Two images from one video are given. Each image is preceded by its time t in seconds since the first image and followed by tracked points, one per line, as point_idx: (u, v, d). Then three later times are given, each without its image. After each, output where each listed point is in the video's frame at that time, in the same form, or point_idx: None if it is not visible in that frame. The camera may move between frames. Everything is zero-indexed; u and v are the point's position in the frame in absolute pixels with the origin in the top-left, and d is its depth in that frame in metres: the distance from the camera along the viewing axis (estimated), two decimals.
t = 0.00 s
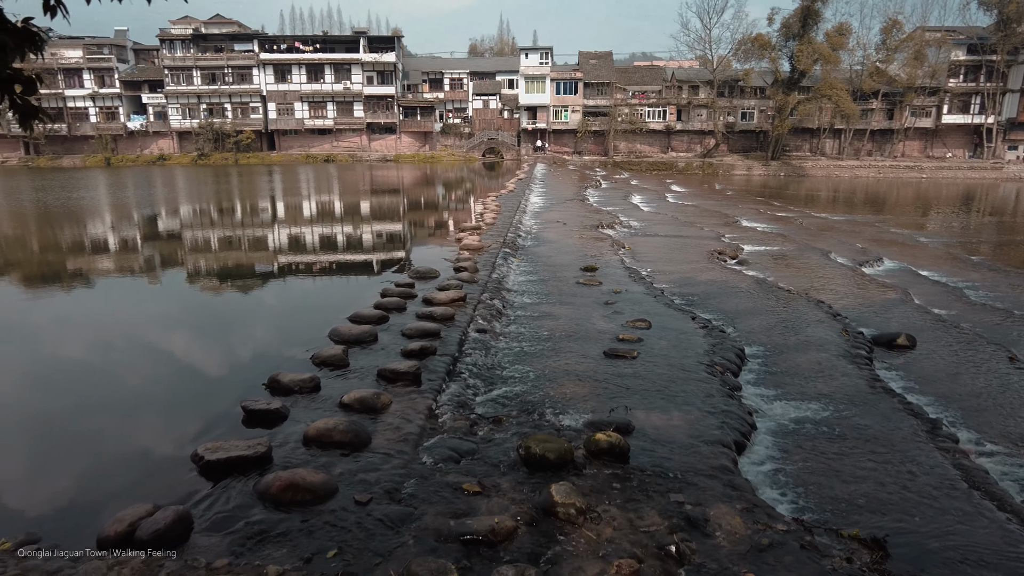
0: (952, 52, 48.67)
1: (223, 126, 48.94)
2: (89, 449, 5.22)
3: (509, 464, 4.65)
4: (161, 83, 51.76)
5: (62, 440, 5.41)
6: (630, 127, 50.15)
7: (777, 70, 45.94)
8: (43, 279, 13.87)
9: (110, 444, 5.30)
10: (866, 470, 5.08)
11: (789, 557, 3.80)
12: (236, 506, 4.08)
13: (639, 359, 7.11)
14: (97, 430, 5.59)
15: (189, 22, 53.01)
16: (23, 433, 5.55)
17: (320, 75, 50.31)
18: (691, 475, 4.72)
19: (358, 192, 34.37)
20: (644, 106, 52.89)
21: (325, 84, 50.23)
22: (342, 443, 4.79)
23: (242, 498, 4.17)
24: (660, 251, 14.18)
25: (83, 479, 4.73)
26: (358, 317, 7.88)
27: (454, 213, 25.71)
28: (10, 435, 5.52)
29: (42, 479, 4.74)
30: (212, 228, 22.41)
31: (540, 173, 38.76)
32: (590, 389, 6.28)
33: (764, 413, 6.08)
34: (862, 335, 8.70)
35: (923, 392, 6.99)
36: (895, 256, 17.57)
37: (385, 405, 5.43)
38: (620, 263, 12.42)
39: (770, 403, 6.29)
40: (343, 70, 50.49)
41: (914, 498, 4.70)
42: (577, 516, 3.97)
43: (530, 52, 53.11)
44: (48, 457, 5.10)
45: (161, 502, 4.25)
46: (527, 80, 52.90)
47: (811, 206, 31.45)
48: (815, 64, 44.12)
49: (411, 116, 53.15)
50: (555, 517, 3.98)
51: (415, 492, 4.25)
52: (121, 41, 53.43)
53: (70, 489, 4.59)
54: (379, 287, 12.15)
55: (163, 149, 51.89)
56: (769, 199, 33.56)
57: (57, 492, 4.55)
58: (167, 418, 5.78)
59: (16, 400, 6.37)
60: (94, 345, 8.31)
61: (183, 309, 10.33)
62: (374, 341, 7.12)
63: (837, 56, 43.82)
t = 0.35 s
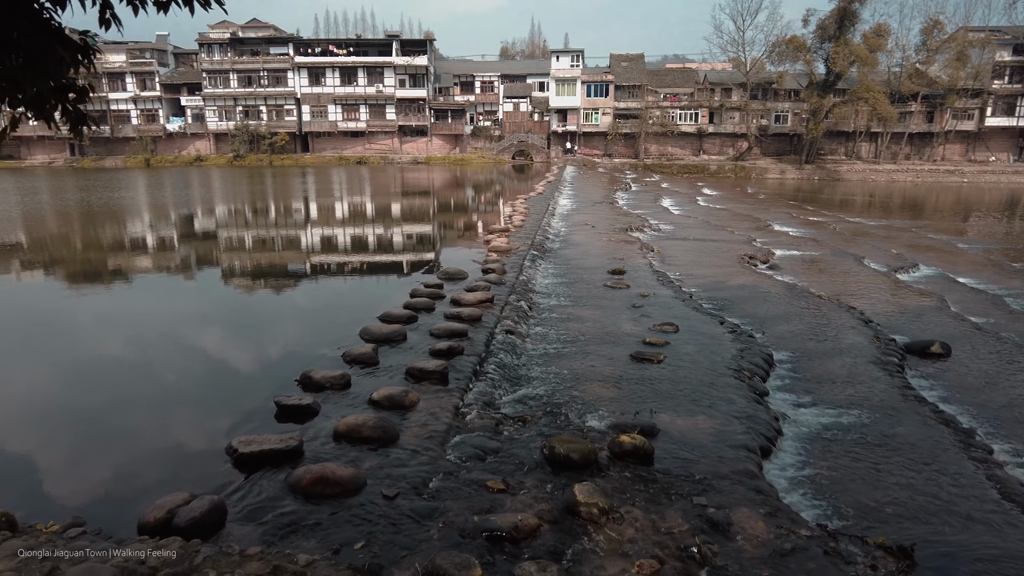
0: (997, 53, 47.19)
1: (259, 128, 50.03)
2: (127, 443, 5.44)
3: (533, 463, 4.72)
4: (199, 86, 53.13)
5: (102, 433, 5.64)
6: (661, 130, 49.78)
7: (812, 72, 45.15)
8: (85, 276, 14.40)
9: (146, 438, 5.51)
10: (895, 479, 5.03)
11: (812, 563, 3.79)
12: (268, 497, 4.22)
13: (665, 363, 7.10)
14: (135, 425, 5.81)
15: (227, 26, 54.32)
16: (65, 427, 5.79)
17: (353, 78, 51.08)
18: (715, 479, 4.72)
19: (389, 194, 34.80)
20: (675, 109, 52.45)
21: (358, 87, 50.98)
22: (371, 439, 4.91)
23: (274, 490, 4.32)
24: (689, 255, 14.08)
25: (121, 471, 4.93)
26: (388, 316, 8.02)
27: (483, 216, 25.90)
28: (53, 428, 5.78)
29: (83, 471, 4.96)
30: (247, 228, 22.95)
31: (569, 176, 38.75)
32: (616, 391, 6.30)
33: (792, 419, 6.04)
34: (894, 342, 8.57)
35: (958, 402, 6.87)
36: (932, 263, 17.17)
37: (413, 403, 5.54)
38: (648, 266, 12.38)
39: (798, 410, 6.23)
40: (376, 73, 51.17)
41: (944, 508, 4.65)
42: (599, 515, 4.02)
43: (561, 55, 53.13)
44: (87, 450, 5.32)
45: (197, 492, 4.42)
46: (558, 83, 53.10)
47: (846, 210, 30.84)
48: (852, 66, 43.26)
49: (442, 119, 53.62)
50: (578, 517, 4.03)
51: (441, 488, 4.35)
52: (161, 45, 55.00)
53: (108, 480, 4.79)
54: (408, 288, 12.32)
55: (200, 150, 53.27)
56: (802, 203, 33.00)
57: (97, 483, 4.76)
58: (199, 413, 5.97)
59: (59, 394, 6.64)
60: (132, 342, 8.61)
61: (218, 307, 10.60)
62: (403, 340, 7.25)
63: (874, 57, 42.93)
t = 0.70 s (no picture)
0: None
1: (280, 134, 50.73)
2: (149, 442, 5.57)
3: (537, 467, 4.72)
4: (223, 93, 54.05)
5: (125, 433, 5.78)
6: (681, 134, 49.46)
7: (834, 75, 44.58)
8: (110, 279, 14.74)
9: (167, 437, 5.63)
10: (907, 487, 4.95)
11: (817, 572, 3.73)
12: (273, 497, 4.29)
13: (677, 368, 7.04)
14: (157, 425, 5.94)
15: (250, 34, 55.24)
16: (89, 427, 5.94)
17: (374, 85, 51.59)
18: (722, 485, 4.68)
19: (408, 199, 35.06)
20: (695, 113, 52.11)
21: (378, 93, 51.48)
22: (377, 441, 4.99)
23: (280, 490, 4.39)
24: (705, 260, 13.97)
25: (141, 469, 5.05)
26: (400, 319, 8.08)
27: (501, 220, 25.99)
28: (78, 428, 5.94)
29: (105, 469, 5.09)
30: (268, 232, 23.30)
31: (588, 181, 38.68)
32: (625, 396, 6.27)
33: (804, 426, 5.96)
34: (912, 349, 8.45)
35: (975, 411, 6.77)
36: (956, 269, 16.85)
37: (421, 405, 5.60)
38: (663, 271, 12.32)
39: (810, 416, 6.16)
40: (396, 79, 51.63)
41: (958, 518, 4.56)
42: (602, 520, 4.00)
43: (581, 60, 53.15)
44: (110, 449, 5.46)
45: (207, 492, 4.51)
46: (577, 89, 53.17)
47: (869, 215, 30.37)
48: (875, 69, 42.64)
49: (462, 124, 53.93)
50: (581, 521, 4.02)
51: (444, 491, 4.38)
52: (187, 53, 56.10)
53: (129, 479, 4.91)
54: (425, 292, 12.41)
55: (224, 156, 54.20)
56: (825, 208, 32.56)
57: (118, 481, 4.88)
58: (219, 413, 6.09)
59: (85, 395, 6.81)
60: (155, 344, 8.79)
61: (238, 310, 10.78)
62: (414, 343, 7.30)
63: (899, 60, 42.30)
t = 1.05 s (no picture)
0: None
1: (286, 143, 51.10)
2: (154, 448, 5.62)
3: (521, 477, 4.71)
4: (229, 102, 54.49)
5: (130, 439, 5.85)
6: (686, 141, 49.41)
7: (839, 81, 44.45)
8: (118, 287, 14.87)
9: (171, 444, 5.68)
10: (897, 497, 4.89)
11: None
12: (255, 507, 4.31)
13: (670, 376, 6.99)
14: (162, 431, 5.99)
15: (257, 43, 55.70)
16: (95, 433, 6.00)
17: (379, 93, 51.89)
18: (708, 495, 4.64)
19: (413, 207, 35.19)
20: (699, 120, 52.09)
21: (383, 102, 51.77)
22: (362, 451, 5.02)
23: (261, 500, 4.40)
24: (706, 267, 13.93)
25: (143, 475, 5.11)
26: (394, 328, 8.10)
27: (505, 228, 26.02)
28: (84, 434, 6.00)
29: (109, 475, 5.16)
30: (273, 240, 23.42)
31: (592, 187, 38.70)
32: (616, 405, 6.23)
33: (795, 435, 5.89)
34: (910, 356, 8.37)
35: (972, 419, 6.69)
36: (961, 275, 16.72)
37: (408, 415, 5.65)
38: (662, 278, 12.27)
39: (803, 424, 6.10)
40: (402, 88, 51.91)
41: (949, 529, 4.49)
42: (583, 531, 3.98)
43: (585, 67, 53.24)
44: (115, 456, 5.51)
45: (190, 501, 4.53)
46: (582, 96, 53.24)
47: (875, 221, 30.15)
48: (880, 75, 42.47)
49: (467, 132, 54.10)
50: (562, 532, 4.00)
51: (426, 501, 4.38)
52: (194, 64, 56.65)
53: (131, 485, 4.95)
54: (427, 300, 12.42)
55: (230, 165, 54.63)
56: (830, 214, 32.38)
57: (119, 487, 4.94)
58: (223, 420, 6.16)
59: (91, 402, 6.88)
60: (161, 351, 8.88)
61: (244, 318, 10.86)
62: (406, 352, 7.32)
63: (904, 65, 42.17)
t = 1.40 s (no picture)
0: None
1: (290, 155, 51.44)
2: (157, 459, 5.61)
3: (506, 491, 4.68)
4: (234, 115, 54.93)
5: (135, 450, 5.83)
6: (688, 152, 49.47)
7: (841, 92, 44.53)
8: (122, 298, 14.91)
9: (174, 455, 5.67)
10: (888, 511, 4.83)
11: None
12: (236, 521, 4.31)
13: (662, 389, 6.94)
14: (166, 442, 5.99)
15: (261, 56, 56.16)
16: (99, 444, 6.00)
17: (382, 106, 52.24)
18: (695, 510, 4.60)
19: (416, 218, 35.33)
20: (701, 131, 52.19)
21: (386, 114, 52.08)
22: (347, 465, 5.04)
23: (244, 514, 4.41)
24: (704, 278, 13.90)
25: (145, 487, 5.09)
26: (387, 340, 8.10)
27: (507, 239, 26.06)
28: (88, 445, 5.99)
29: (114, 486, 5.13)
30: (276, 252, 23.50)
31: (593, 199, 38.80)
32: (606, 418, 6.19)
33: (788, 448, 5.83)
34: (907, 368, 8.31)
35: (969, 432, 6.63)
36: (961, 286, 16.65)
37: (396, 428, 5.66)
38: (659, 290, 12.24)
39: (795, 439, 6.04)
40: (405, 100, 52.24)
41: (940, 545, 4.43)
42: (566, 546, 3.95)
43: (587, 79, 53.46)
44: (119, 466, 5.50)
45: (171, 515, 4.51)
46: (584, 108, 53.50)
47: (877, 232, 30.09)
48: (882, 86, 42.54)
49: (469, 144, 54.34)
50: (544, 547, 3.97)
51: (409, 516, 4.38)
52: (199, 76, 57.18)
53: (132, 497, 4.94)
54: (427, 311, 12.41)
55: (234, 176, 54.96)
56: (832, 225, 32.33)
57: (120, 498, 4.92)
58: (226, 431, 6.14)
59: (95, 413, 6.88)
60: (165, 362, 8.86)
61: (248, 329, 10.87)
62: (397, 364, 7.32)
63: (905, 76, 42.23)
